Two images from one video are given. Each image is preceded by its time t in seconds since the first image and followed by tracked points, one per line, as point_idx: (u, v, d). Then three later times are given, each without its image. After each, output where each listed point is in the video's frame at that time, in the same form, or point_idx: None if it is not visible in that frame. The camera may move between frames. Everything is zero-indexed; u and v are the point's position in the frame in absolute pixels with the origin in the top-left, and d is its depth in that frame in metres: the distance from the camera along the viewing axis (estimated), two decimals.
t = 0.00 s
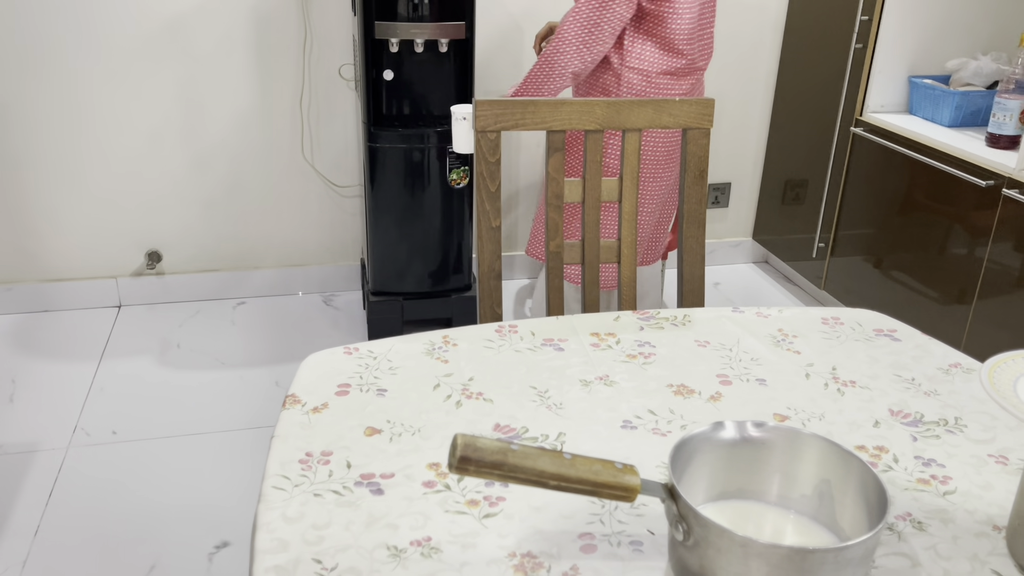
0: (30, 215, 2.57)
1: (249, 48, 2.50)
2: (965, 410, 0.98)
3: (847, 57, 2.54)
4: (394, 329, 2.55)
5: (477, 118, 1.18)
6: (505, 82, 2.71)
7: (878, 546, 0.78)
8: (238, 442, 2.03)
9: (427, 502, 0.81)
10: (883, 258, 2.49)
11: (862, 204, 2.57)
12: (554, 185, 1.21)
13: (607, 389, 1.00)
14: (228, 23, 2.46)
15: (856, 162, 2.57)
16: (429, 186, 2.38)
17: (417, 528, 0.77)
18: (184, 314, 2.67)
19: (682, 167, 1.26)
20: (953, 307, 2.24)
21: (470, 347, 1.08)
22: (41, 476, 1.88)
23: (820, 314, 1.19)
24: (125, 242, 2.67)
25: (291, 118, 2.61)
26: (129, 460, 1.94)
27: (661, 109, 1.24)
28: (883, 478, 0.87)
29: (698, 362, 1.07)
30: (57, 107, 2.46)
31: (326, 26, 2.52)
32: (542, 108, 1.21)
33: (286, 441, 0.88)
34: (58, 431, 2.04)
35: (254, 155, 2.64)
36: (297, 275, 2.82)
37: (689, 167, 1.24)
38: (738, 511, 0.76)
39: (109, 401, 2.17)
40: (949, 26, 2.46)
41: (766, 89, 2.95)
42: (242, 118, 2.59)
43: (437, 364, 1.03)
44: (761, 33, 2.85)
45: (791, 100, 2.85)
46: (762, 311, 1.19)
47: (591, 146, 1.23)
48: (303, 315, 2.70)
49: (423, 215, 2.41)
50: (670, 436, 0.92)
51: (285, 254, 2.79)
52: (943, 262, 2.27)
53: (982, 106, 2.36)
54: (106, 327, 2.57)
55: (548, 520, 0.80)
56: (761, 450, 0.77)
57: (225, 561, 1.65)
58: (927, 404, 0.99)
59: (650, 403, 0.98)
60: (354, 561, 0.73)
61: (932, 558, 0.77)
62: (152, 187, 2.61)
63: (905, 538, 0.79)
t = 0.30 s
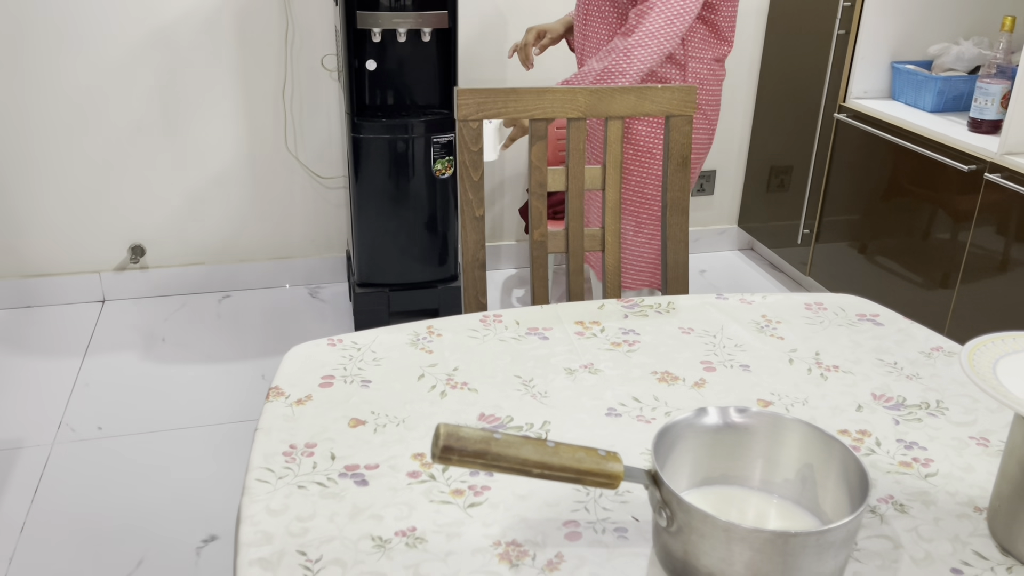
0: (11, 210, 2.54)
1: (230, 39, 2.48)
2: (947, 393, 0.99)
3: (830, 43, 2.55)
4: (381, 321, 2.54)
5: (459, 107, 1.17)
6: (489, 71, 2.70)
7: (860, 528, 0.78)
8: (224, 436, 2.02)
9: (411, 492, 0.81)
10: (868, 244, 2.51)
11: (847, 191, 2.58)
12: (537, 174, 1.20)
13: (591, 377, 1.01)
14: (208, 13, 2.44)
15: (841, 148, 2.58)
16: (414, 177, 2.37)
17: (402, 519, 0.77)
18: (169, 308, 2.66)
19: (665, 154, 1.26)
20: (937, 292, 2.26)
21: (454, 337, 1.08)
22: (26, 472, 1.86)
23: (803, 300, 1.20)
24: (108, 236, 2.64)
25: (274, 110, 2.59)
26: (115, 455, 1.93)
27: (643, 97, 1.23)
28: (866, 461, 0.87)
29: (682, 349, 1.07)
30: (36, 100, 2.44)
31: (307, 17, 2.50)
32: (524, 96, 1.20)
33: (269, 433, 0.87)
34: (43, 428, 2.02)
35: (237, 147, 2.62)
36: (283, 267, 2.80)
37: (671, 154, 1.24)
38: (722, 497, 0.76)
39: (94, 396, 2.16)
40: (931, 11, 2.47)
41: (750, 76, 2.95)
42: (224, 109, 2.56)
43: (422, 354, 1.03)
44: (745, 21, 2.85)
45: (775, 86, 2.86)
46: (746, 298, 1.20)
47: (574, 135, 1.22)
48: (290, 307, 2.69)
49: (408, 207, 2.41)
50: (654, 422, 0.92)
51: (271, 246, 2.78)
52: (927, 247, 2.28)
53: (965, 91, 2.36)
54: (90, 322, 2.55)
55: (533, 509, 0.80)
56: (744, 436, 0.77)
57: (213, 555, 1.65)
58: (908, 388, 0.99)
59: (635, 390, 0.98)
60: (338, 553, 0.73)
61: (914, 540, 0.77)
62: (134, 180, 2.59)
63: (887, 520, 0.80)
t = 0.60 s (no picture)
0: None
1: (203, 27, 2.45)
2: (920, 373, 0.99)
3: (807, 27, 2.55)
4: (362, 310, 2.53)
5: (432, 94, 1.16)
6: (467, 58, 2.69)
7: (833, 508, 0.79)
8: (204, 428, 2.01)
9: (386, 481, 0.80)
10: (846, 227, 2.52)
11: (825, 174, 2.59)
12: (512, 160, 1.20)
13: (567, 363, 1.01)
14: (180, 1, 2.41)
15: (818, 132, 2.59)
16: (392, 166, 2.36)
17: (376, 508, 0.77)
18: (147, 300, 2.63)
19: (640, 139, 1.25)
20: (914, 274, 2.27)
21: (430, 325, 1.07)
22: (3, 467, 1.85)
23: (778, 283, 1.20)
24: (83, 228, 2.61)
25: (249, 99, 2.57)
26: (94, 449, 1.92)
27: (617, 81, 1.23)
28: (839, 442, 0.88)
29: (657, 333, 1.07)
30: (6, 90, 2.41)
31: (282, 5, 2.48)
32: (497, 82, 1.19)
33: (243, 424, 0.87)
34: (20, 422, 2.00)
35: (213, 137, 2.59)
36: (262, 258, 2.78)
37: (647, 139, 1.23)
38: (698, 480, 0.77)
39: (71, 390, 2.14)
40: None
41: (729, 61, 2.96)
42: (199, 99, 2.54)
43: (397, 342, 1.03)
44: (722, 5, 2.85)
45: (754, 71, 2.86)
46: (722, 282, 1.20)
47: (548, 120, 1.21)
48: (269, 298, 2.67)
49: (386, 195, 2.39)
50: (630, 407, 0.92)
51: (249, 236, 2.76)
52: (905, 230, 2.29)
53: (940, 74, 2.37)
54: (67, 315, 2.53)
55: (508, 495, 0.80)
56: (717, 419, 0.77)
57: (194, 547, 1.64)
58: (882, 368, 1.00)
59: (610, 375, 0.98)
60: (312, 543, 0.73)
61: (886, 518, 0.78)
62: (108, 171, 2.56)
63: (859, 500, 0.80)
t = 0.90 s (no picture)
0: None
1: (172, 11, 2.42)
2: (891, 351, 1.00)
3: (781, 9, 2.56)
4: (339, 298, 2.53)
5: (402, 75, 1.14)
6: (441, 43, 2.66)
7: (804, 487, 0.79)
8: (180, 419, 1.99)
9: (357, 467, 0.79)
10: (823, 209, 2.53)
11: (801, 156, 2.60)
12: (485, 143, 1.19)
13: (541, 346, 1.00)
14: None
15: (794, 114, 2.59)
16: (368, 152, 2.34)
17: (347, 494, 0.76)
18: (121, 291, 2.60)
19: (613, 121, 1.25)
20: (890, 255, 2.29)
21: (402, 310, 1.06)
22: None
23: (752, 264, 1.20)
24: (54, 219, 2.57)
25: (221, 86, 2.54)
26: (67, 442, 1.89)
27: (590, 62, 1.22)
28: (811, 421, 0.88)
29: (631, 315, 1.07)
30: None
31: None
32: (468, 63, 1.17)
33: (211, 412, 0.86)
34: None
35: (185, 124, 2.56)
36: (238, 246, 2.76)
37: (620, 121, 1.23)
38: (671, 460, 0.76)
39: (44, 382, 2.11)
40: None
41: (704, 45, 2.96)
42: (170, 85, 2.50)
43: (369, 328, 1.02)
44: None
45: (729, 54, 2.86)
46: (696, 263, 1.20)
47: (521, 102, 1.20)
48: (245, 287, 2.65)
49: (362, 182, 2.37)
50: (603, 388, 0.92)
51: (224, 225, 2.73)
52: (881, 211, 2.30)
53: (914, 55, 2.38)
54: (39, 308, 2.49)
55: (480, 479, 0.79)
56: (688, 400, 0.77)
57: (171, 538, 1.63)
58: (854, 347, 1.00)
59: (584, 357, 0.98)
60: (281, 530, 0.72)
61: (856, 496, 0.78)
62: (78, 159, 2.52)
63: (831, 478, 0.80)
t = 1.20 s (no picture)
0: None
1: None
2: (854, 328, 1.00)
3: None
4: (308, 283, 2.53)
5: (360, 56, 1.14)
6: (409, 26, 2.64)
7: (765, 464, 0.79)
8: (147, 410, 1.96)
9: (313, 454, 0.78)
10: (794, 191, 2.55)
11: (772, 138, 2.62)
12: (446, 125, 1.18)
13: (504, 328, 0.99)
14: None
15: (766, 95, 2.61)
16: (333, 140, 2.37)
17: (303, 481, 0.75)
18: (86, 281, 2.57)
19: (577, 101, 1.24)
20: (859, 236, 2.30)
21: (363, 294, 1.05)
22: None
23: (717, 244, 1.20)
24: (15, 208, 2.53)
25: (185, 73, 2.50)
26: (30, 435, 1.86)
27: (552, 42, 1.20)
28: (773, 399, 0.88)
29: (595, 297, 1.06)
30: None
31: None
32: (428, 43, 1.16)
33: (165, 401, 0.84)
34: None
35: (149, 110, 2.52)
36: (206, 234, 2.72)
37: (584, 101, 1.22)
38: (629, 440, 0.76)
39: (7, 374, 2.08)
40: None
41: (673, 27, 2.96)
42: (132, 70, 2.46)
43: (329, 313, 1.00)
44: None
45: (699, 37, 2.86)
46: (661, 244, 1.19)
47: (483, 82, 1.19)
48: (212, 276, 2.61)
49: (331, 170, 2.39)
50: (566, 370, 0.91)
51: (191, 211, 2.69)
52: (851, 192, 2.31)
53: (881, 36, 2.39)
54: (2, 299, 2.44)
55: (439, 463, 0.78)
56: (647, 380, 0.77)
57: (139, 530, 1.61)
58: (817, 325, 1.00)
59: (547, 340, 0.97)
60: (235, 519, 0.70)
61: (817, 473, 0.78)
62: (39, 147, 2.48)
63: (792, 455, 0.80)
